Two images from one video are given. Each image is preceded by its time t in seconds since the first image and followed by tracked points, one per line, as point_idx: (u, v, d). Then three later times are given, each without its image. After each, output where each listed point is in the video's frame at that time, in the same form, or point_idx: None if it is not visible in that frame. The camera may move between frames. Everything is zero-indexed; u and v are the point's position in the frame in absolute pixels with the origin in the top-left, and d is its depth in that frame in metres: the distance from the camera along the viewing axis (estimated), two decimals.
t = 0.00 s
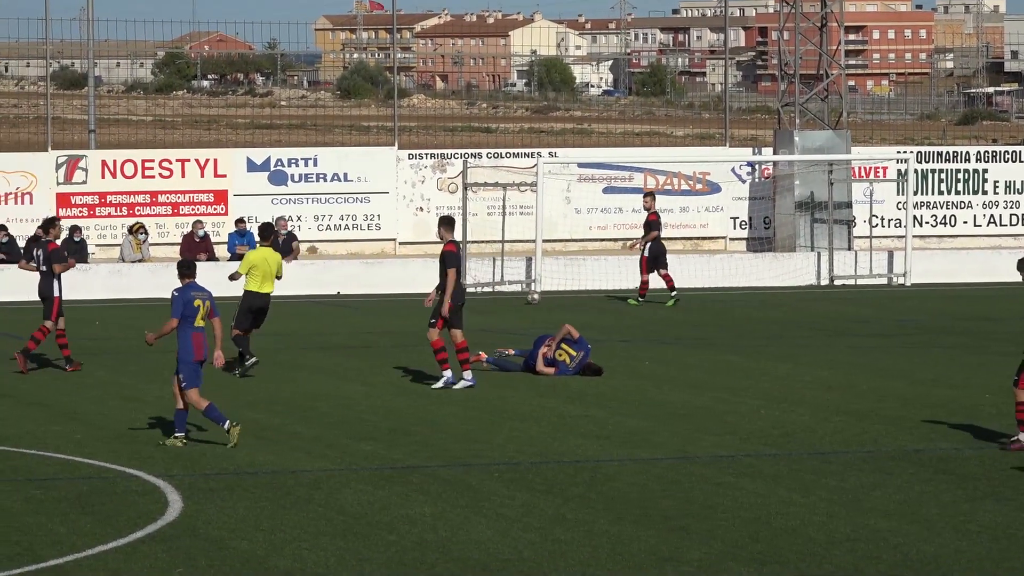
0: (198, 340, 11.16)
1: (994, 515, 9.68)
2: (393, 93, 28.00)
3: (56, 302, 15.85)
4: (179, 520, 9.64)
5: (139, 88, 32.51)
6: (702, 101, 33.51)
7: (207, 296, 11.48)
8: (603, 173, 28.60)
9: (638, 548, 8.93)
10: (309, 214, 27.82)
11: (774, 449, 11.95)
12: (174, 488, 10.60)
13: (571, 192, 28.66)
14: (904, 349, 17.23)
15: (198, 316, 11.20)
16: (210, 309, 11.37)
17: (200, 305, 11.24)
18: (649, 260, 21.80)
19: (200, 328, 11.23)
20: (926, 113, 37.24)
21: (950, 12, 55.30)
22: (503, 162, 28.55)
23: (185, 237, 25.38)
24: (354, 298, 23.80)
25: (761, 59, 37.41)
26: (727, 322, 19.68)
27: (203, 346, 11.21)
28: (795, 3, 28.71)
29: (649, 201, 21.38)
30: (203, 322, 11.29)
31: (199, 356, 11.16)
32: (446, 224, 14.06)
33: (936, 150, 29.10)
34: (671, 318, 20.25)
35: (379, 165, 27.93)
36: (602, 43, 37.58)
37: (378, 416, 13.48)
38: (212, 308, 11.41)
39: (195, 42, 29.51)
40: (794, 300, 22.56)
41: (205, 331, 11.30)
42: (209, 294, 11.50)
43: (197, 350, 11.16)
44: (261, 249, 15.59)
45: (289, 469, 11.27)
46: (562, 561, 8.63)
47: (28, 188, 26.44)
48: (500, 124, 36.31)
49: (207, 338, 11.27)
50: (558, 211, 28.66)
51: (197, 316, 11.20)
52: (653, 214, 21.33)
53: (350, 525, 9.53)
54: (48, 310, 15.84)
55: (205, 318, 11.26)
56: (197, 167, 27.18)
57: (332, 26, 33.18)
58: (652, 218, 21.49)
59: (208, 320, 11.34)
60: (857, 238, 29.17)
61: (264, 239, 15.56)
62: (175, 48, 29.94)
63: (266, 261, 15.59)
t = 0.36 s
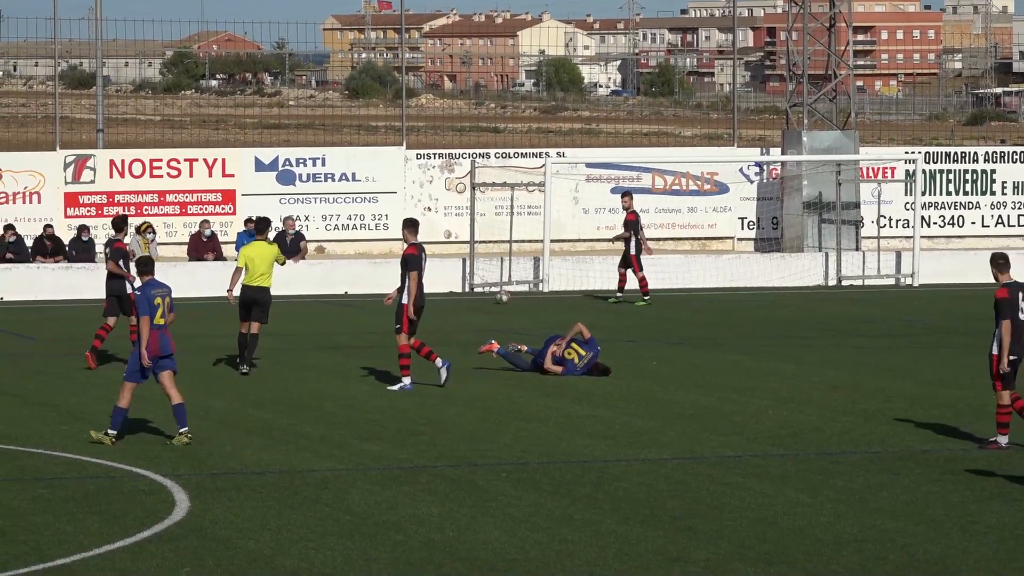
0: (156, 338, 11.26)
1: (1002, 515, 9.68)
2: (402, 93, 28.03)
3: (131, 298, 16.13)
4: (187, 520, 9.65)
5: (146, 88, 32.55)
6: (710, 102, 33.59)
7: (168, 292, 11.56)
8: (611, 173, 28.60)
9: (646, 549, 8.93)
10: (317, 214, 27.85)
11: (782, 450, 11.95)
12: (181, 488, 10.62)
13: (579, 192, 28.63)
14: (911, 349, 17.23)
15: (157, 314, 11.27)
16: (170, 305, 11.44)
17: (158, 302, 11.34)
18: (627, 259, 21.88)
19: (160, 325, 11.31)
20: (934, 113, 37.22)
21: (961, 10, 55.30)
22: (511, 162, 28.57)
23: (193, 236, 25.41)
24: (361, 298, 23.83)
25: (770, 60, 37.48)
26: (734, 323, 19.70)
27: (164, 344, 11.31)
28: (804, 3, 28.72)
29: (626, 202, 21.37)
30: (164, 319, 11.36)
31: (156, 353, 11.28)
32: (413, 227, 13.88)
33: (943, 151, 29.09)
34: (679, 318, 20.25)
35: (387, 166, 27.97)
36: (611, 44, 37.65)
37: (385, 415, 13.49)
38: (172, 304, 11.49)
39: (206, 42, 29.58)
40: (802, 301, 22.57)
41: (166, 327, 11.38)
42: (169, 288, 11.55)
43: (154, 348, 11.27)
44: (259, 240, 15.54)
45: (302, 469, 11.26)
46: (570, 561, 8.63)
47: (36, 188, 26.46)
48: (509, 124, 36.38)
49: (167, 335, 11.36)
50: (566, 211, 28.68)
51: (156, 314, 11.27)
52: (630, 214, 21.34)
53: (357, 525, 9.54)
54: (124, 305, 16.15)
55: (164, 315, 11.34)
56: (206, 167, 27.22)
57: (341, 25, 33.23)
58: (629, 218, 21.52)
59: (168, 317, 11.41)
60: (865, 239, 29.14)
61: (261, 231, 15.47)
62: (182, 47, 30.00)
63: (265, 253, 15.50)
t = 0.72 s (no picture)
0: (119, 330, 11.53)
1: (1011, 516, 9.67)
2: (410, 92, 28.05)
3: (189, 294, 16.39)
4: (195, 519, 9.66)
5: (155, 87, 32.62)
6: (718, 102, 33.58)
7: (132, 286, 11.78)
8: (621, 173, 28.59)
9: (654, 548, 8.93)
10: (326, 213, 27.90)
11: (790, 450, 11.94)
12: (190, 486, 10.64)
13: (588, 192, 28.74)
14: (921, 350, 17.21)
15: (119, 307, 11.54)
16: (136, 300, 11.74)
17: (122, 297, 11.57)
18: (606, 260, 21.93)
19: (123, 319, 11.59)
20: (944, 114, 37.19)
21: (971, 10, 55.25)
22: (519, 162, 28.57)
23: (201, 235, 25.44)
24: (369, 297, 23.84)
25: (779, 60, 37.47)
26: (742, 323, 19.69)
27: (128, 336, 11.58)
28: (812, 3, 28.68)
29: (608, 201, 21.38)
30: (129, 313, 11.65)
31: (119, 347, 11.53)
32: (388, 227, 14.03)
33: (953, 151, 29.06)
34: (688, 318, 20.25)
35: (396, 165, 27.98)
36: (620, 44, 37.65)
37: (394, 414, 13.51)
38: (137, 298, 11.72)
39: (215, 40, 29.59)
40: (810, 301, 22.56)
41: (130, 321, 11.66)
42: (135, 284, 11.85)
43: (117, 341, 11.53)
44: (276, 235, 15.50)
45: (310, 468, 11.27)
46: (578, 560, 8.64)
47: (45, 186, 26.49)
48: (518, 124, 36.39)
49: (130, 328, 11.63)
50: (575, 211, 28.72)
51: (120, 308, 11.56)
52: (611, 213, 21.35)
53: (365, 524, 9.55)
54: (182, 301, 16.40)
55: (128, 309, 11.58)
56: (215, 165, 27.25)
57: (349, 24, 33.26)
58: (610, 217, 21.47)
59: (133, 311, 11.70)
60: (874, 239, 29.12)
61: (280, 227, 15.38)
62: (191, 46, 30.04)
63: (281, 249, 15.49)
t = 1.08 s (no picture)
0: (91, 332, 11.57)
1: (1010, 516, 9.68)
2: (410, 92, 28.06)
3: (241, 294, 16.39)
4: (195, 519, 9.65)
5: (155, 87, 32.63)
6: (718, 102, 33.62)
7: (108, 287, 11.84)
8: (621, 173, 28.58)
9: (654, 549, 8.93)
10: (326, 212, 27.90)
11: (791, 449, 11.94)
12: (190, 486, 10.64)
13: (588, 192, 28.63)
14: (921, 351, 17.21)
15: (93, 310, 11.60)
16: (111, 303, 11.78)
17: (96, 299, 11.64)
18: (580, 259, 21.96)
19: (97, 321, 11.64)
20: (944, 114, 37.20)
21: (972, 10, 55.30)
22: (520, 162, 28.58)
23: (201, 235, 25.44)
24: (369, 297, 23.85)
25: (779, 60, 37.48)
26: (743, 323, 19.69)
27: (100, 339, 11.62)
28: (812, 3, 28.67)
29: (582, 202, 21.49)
30: (104, 315, 11.69)
31: (91, 350, 11.60)
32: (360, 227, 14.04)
33: (953, 151, 29.06)
34: (688, 318, 20.25)
35: (396, 165, 27.98)
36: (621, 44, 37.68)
37: (393, 414, 13.51)
38: (113, 301, 11.77)
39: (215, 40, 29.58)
40: (810, 301, 22.56)
41: (104, 324, 11.70)
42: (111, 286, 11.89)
43: (89, 343, 11.58)
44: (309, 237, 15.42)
45: (310, 468, 11.27)
46: (578, 561, 8.62)
47: (45, 186, 26.49)
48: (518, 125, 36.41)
49: (103, 330, 11.67)
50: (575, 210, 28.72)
51: (94, 310, 11.59)
52: (585, 214, 21.43)
53: (366, 524, 9.55)
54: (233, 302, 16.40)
55: (101, 312, 11.64)
56: (215, 165, 27.24)
57: (349, 24, 33.29)
58: (584, 217, 21.50)
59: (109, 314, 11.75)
60: (874, 239, 29.12)
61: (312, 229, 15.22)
62: (192, 46, 30.03)
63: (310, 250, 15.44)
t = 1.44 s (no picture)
0: (70, 331, 11.70)
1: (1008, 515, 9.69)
2: (409, 92, 28.03)
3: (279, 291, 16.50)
4: (196, 519, 9.65)
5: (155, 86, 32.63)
6: (718, 102, 33.65)
7: (92, 286, 11.89)
8: (620, 173, 28.57)
9: (654, 549, 8.94)
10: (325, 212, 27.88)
11: (791, 449, 11.94)
12: (190, 486, 10.64)
13: (588, 192, 28.57)
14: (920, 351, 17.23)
15: (71, 308, 11.70)
16: (94, 300, 11.82)
17: (76, 298, 11.71)
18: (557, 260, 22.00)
19: (77, 319, 11.73)
20: (943, 113, 37.23)
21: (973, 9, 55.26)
22: (519, 161, 28.57)
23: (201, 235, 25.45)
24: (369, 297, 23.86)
25: (779, 60, 37.49)
26: (743, 322, 19.71)
27: (79, 337, 11.73)
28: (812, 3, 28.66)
29: (555, 201, 21.75)
30: (85, 314, 11.77)
31: (68, 348, 11.73)
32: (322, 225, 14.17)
33: (952, 151, 29.07)
34: (688, 318, 20.26)
35: (396, 164, 27.98)
36: (621, 43, 37.68)
37: (393, 414, 13.52)
38: (94, 300, 11.81)
39: (215, 40, 29.57)
40: (810, 301, 22.57)
41: (86, 322, 11.77)
42: (96, 284, 11.93)
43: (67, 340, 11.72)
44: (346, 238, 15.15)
45: (310, 468, 11.27)
46: (578, 561, 8.63)
47: (45, 186, 26.49)
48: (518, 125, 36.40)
49: (83, 329, 11.75)
50: (574, 210, 28.71)
51: (72, 308, 11.69)
52: (558, 213, 21.64)
53: (366, 524, 9.55)
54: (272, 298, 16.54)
55: (80, 310, 11.71)
56: (214, 165, 27.25)
57: (349, 24, 33.32)
58: (557, 217, 21.72)
59: (91, 312, 11.79)
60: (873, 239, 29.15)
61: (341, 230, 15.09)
62: (192, 46, 30.01)
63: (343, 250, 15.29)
